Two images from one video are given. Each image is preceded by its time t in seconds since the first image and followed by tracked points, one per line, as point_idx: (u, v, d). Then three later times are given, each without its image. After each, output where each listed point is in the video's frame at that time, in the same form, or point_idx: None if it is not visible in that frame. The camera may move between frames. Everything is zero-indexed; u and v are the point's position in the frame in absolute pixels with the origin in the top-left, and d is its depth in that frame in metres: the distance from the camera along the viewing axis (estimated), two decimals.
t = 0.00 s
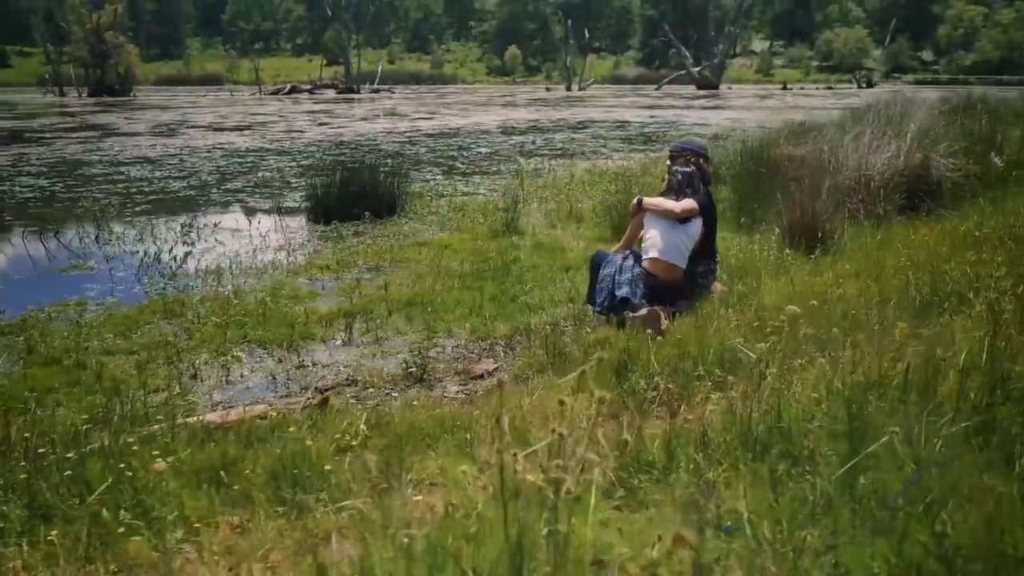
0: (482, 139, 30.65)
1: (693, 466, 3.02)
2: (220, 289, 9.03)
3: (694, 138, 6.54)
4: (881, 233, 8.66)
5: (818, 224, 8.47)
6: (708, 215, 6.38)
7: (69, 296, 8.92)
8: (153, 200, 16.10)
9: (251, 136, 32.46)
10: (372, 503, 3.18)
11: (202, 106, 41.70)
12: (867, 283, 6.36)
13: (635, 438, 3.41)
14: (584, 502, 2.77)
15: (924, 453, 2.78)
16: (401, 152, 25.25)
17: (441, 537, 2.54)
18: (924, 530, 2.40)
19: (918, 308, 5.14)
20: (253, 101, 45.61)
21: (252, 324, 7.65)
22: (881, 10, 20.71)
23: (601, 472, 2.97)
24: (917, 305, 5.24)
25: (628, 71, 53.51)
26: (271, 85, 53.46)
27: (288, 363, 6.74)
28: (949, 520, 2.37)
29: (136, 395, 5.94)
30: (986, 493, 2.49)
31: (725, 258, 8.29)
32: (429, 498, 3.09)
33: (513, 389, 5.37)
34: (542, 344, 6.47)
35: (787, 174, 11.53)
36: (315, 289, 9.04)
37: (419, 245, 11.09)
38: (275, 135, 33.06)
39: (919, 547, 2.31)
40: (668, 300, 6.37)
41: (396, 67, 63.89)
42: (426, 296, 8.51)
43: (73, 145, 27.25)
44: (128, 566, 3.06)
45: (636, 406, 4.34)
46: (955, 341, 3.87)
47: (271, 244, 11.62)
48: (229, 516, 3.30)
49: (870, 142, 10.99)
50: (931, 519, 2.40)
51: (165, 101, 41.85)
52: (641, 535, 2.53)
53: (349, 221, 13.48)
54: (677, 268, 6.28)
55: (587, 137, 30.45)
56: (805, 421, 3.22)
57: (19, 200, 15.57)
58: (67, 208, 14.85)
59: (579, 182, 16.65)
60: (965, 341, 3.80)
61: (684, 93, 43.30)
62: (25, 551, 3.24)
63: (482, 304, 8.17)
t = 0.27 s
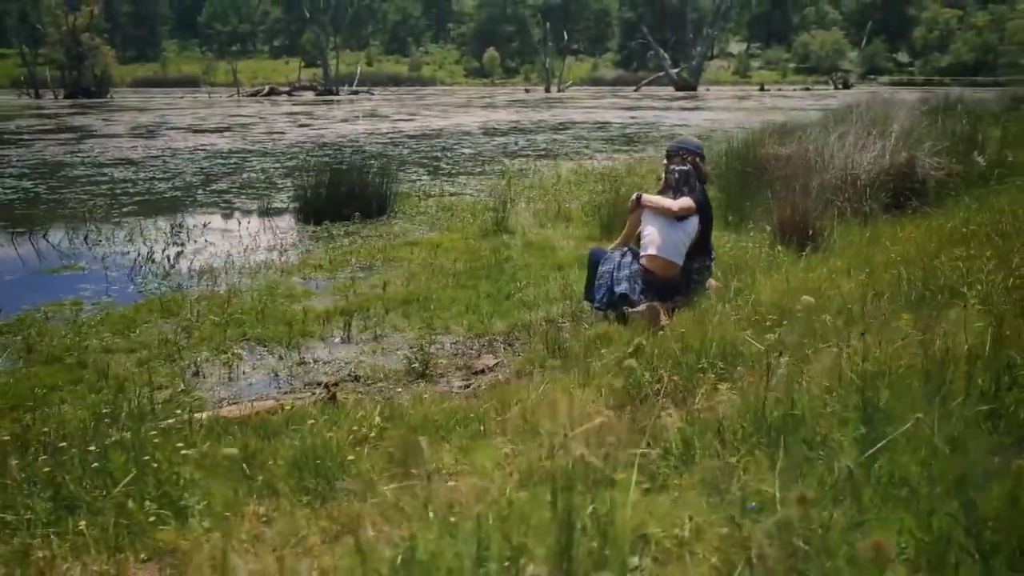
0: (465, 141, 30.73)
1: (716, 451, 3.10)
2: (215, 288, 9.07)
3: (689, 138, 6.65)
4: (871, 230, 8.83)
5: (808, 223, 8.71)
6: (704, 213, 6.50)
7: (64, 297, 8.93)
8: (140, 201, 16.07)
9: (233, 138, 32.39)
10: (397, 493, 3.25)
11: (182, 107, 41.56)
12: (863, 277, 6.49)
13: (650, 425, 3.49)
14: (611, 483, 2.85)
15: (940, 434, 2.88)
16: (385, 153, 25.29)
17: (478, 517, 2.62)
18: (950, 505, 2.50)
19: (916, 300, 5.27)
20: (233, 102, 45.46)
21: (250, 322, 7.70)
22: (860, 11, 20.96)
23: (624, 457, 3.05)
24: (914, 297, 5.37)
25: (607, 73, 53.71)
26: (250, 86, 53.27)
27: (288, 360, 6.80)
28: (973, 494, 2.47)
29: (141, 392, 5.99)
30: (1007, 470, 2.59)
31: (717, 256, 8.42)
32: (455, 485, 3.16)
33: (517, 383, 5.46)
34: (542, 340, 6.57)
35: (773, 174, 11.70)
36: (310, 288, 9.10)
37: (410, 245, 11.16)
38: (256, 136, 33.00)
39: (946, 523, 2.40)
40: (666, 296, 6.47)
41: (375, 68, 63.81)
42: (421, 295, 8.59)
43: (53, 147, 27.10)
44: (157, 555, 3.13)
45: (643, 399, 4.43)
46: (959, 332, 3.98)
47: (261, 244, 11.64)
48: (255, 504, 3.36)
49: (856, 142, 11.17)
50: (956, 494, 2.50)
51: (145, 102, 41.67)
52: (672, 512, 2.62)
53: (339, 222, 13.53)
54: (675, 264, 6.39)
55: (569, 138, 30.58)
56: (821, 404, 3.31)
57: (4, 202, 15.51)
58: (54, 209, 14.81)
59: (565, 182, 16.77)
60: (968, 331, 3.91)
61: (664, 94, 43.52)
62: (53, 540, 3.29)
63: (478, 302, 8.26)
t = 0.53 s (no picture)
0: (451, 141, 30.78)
1: (732, 432, 3.18)
2: (211, 288, 9.09)
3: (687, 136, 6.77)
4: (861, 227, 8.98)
5: (801, 221, 8.92)
6: (702, 209, 6.62)
7: (59, 297, 8.92)
8: (128, 202, 16.02)
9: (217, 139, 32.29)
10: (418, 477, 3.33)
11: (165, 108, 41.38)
12: (857, 273, 6.64)
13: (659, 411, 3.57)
14: (631, 464, 2.93)
15: (954, 414, 3.00)
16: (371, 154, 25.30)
17: (505, 494, 2.70)
18: (972, 480, 2.63)
19: (912, 293, 5.42)
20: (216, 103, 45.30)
21: (248, 321, 7.74)
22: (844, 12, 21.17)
23: (643, 438, 3.14)
24: (910, 290, 5.51)
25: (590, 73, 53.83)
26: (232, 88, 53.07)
27: (289, 357, 6.85)
28: (994, 469, 2.60)
29: (145, 388, 6.03)
30: None
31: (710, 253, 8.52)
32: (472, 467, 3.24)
33: (520, 377, 5.53)
34: (542, 336, 6.65)
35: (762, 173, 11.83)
36: (306, 287, 9.13)
37: (403, 244, 11.21)
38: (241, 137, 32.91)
39: (970, 495, 2.53)
40: (664, 292, 6.59)
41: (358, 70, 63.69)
42: (417, 293, 8.64)
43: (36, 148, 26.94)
44: (182, 544, 3.21)
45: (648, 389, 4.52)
46: (958, 320, 4.11)
47: (254, 244, 11.66)
48: (278, 492, 3.43)
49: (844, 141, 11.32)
50: (979, 469, 2.63)
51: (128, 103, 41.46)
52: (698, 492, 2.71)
53: (331, 221, 13.57)
54: (673, 260, 6.51)
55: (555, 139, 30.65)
56: (833, 389, 3.41)
57: None
58: (42, 209, 14.75)
59: (553, 182, 16.85)
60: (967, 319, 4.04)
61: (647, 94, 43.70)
62: (76, 529, 3.35)
63: (474, 301, 8.32)
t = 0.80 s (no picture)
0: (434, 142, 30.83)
1: (744, 408, 3.28)
2: (205, 286, 9.12)
3: (681, 132, 6.95)
4: (851, 224, 9.16)
5: (792, 219, 9.13)
6: (697, 204, 6.80)
7: (52, 296, 8.92)
8: (114, 203, 15.98)
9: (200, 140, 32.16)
10: (438, 459, 3.41)
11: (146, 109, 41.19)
12: (850, 265, 6.80)
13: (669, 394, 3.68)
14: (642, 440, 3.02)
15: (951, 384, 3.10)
16: (356, 155, 25.31)
17: (524, 471, 2.79)
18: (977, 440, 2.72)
19: (908, 282, 5.58)
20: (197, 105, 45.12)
21: (246, 317, 7.79)
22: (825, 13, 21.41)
23: (655, 411, 3.23)
24: (905, 279, 5.67)
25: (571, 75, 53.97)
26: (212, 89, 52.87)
27: (288, 353, 6.91)
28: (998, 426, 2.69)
29: (147, 382, 6.07)
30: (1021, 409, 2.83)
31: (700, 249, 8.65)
32: (492, 449, 3.33)
33: (522, 369, 5.62)
34: (540, 332, 6.74)
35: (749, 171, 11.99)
36: (300, 285, 9.18)
37: (394, 242, 11.28)
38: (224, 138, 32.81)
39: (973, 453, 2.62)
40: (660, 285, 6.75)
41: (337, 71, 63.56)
42: (412, 290, 8.72)
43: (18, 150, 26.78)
44: (206, 530, 3.29)
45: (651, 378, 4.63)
46: (956, 307, 4.26)
47: (245, 243, 11.68)
48: (298, 478, 3.50)
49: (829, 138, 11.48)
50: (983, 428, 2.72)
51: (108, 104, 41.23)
52: (718, 457, 2.80)
53: (321, 220, 13.62)
54: (670, 254, 6.66)
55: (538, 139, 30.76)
56: (842, 372, 3.53)
57: None
58: (29, 211, 14.70)
59: (539, 182, 16.96)
60: (965, 306, 4.19)
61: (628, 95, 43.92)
62: (100, 517, 3.42)
63: (468, 298, 8.40)
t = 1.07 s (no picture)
0: (420, 143, 30.89)
1: (753, 393, 3.37)
2: (201, 285, 9.16)
3: (676, 130, 7.04)
4: (842, 221, 9.29)
5: (784, 216, 9.31)
6: (692, 200, 6.89)
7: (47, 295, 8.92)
8: (103, 203, 15.95)
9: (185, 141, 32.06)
10: (454, 448, 3.49)
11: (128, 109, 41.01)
12: (845, 260, 6.92)
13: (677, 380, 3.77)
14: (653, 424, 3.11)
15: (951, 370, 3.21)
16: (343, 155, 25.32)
17: (542, 455, 2.87)
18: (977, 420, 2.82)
19: (904, 275, 5.69)
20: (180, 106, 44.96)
21: (244, 315, 7.84)
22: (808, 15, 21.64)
23: (663, 398, 3.31)
24: (901, 272, 5.79)
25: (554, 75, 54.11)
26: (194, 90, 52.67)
27: (287, 349, 6.96)
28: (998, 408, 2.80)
29: (149, 378, 6.11)
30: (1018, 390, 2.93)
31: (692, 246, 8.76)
32: (507, 436, 3.40)
33: (524, 363, 5.70)
34: (538, 327, 6.83)
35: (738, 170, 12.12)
36: (295, 283, 9.23)
37: (387, 241, 11.35)
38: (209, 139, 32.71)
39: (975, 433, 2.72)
40: (656, 281, 6.83)
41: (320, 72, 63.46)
42: (407, 288, 8.78)
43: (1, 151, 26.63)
44: (225, 517, 3.34)
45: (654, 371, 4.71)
46: (956, 298, 4.37)
47: (237, 243, 11.69)
48: (314, 469, 3.55)
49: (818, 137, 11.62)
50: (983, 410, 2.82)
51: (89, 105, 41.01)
52: (733, 433, 2.88)
53: (312, 220, 13.68)
54: (666, 250, 6.74)
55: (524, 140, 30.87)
56: (847, 358, 3.63)
57: None
58: (18, 211, 14.66)
59: (528, 182, 17.06)
60: (965, 298, 4.30)
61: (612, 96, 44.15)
62: (118, 506, 3.47)
63: (463, 295, 8.48)
